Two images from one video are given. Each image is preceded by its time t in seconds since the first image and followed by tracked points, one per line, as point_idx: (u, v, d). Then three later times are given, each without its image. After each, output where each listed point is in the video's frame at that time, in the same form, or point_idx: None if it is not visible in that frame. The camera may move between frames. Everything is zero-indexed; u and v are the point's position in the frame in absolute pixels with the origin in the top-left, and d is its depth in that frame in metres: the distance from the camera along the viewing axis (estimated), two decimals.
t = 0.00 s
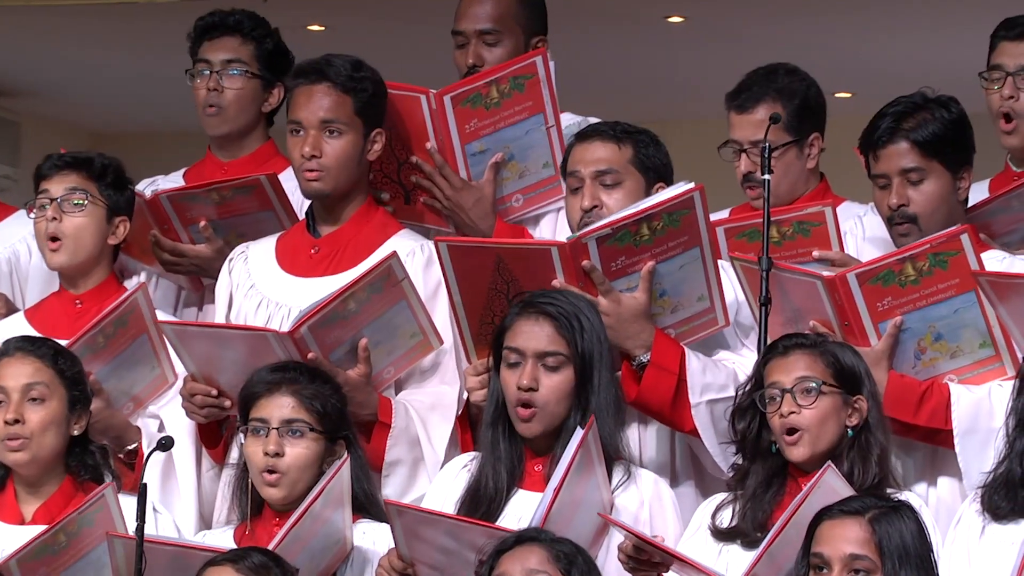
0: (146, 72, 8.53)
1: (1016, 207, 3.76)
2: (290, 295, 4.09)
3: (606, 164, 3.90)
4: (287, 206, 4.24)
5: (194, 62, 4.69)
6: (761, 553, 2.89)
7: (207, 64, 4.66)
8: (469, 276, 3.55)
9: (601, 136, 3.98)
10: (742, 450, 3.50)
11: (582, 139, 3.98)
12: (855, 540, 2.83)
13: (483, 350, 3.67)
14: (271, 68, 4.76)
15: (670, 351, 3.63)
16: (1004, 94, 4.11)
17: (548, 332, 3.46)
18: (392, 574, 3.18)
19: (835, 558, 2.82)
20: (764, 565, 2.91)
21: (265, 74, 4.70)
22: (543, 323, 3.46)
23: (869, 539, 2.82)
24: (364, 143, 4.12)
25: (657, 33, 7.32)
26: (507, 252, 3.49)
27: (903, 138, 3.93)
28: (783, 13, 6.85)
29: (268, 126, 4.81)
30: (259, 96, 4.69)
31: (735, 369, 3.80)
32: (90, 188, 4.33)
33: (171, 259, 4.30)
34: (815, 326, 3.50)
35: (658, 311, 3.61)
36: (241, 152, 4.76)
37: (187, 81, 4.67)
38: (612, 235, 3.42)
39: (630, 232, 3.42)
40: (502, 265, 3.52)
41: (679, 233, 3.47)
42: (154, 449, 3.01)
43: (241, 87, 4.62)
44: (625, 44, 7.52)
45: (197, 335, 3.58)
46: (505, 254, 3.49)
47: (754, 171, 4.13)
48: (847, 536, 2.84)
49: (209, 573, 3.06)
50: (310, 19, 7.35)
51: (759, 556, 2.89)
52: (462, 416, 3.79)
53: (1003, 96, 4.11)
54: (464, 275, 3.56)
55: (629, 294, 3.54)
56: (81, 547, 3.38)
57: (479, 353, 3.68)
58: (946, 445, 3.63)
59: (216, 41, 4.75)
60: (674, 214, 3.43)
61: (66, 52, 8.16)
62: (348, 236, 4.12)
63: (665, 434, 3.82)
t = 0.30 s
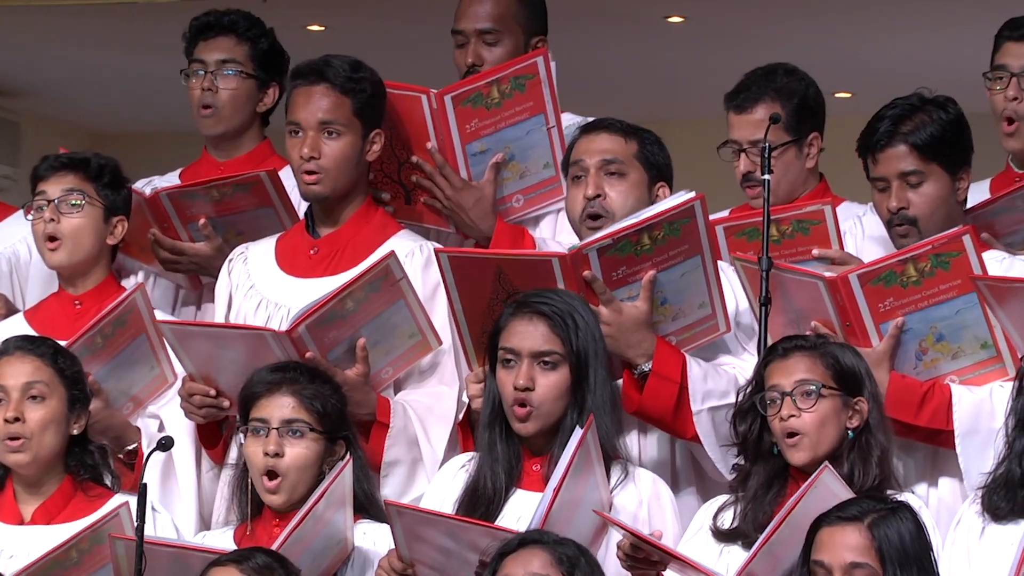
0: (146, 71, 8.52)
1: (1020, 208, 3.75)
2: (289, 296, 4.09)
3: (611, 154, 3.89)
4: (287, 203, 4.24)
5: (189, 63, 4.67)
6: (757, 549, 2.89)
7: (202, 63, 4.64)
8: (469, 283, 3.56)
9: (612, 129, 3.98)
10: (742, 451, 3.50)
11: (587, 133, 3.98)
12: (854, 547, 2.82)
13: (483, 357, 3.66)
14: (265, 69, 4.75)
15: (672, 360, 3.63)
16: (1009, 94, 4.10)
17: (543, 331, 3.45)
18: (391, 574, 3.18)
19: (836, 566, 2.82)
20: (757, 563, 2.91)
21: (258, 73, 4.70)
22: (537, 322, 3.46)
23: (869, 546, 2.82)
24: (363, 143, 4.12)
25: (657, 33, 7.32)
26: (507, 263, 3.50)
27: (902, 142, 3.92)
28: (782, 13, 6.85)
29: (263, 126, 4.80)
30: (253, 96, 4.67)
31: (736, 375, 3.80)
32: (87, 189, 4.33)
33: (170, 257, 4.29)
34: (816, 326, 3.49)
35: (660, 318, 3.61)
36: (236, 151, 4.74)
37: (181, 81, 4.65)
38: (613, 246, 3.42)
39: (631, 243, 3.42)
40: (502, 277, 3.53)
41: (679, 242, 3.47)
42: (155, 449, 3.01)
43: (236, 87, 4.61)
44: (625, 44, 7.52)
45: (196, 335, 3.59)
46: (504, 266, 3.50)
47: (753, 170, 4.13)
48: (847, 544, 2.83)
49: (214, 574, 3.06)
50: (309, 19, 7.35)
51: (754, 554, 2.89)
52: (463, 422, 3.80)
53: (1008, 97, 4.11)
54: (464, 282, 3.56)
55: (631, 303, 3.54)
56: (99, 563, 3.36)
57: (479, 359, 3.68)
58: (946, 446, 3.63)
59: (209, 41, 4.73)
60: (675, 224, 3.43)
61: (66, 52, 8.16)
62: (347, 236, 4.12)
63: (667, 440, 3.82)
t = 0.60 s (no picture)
0: (146, 71, 8.53)
1: None
2: (286, 295, 4.09)
3: (610, 151, 3.90)
4: (287, 203, 4.24)
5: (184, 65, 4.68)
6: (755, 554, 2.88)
7: (198, 65, 4.64)
8: (469, 286, 3.55)
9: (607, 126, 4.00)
10: (740, 450, 3.50)
11: (585, 130, 3.99)
12: (852, 556, 2.82)
13: (480, 357, 3.66)
14: (262, 69, 4.75)
15: (669, 366, 3.63)
16: (1010, 94, 4.11)
17: (539, 330, 3.44)
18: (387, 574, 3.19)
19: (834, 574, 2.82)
20: (757, 565, 2.90)
21: (254, 74, 4.70)
22: (533, 322, 3.45)
23: (867, 553, 2.82)
24: (360, 143, 4.12)
25: (656, 33, 7.32)
26: (505, 266, 3.48)
27: (904, 138, 3.92)
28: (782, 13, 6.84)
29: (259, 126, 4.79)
30: (250, 96, 4.67)
31: (732, 377, 3.80)
32: (89, 189, 4.32)
33: (170, 256, 4.29)
34: (815, 325, 3.50)
35: (657, 322, 3.62)
36: (233, 151, 4.73)
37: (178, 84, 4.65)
38: (610, 250, 3.42)
39: (629, 247, 3.42)
40: (500, 280, 3.52)
41: (678, 246, 3.47)
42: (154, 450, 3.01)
43: (233, 87, 4.62)
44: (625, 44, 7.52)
45: (197, 335, 3.60)
46: (503, 269, 3.49)
47: (752, 170, 4.13)
48: (845, 552, 2.83)
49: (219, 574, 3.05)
50: (309, 19, 7.35)
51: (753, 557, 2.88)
52: (459, 421, 3.78)
53: (1009, 96, 4.11)
54: (461, 285, 3.56)
55: (628, 307, 3.54)
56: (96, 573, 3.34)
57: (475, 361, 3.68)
58: (945, 445, 3.63)
59: (205, 42, 4.73)
60: (673, 229, 3.43)
61: (65, 53, 8.15)
62: (346, 236, 4.12)
63: (663, 442, 3.83)
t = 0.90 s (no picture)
0: (145, 71, 8.52)
1: (1020, 206, 3.77)
2: (282, 296, 4.09)
3: (599, 163, 3.86)
4: (284, 202, 4.25)
5: (176, 66, 4.66)
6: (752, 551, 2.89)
7: (189, 66, 4.62)
8: (463, 286, 3.54)
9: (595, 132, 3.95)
10: (734, 452, 3.51)
11: (574, 135, 3.95)
12: (852, 553, 2.82)
13: (474, 354, 3.65)
14: (253, 67, 4.74)
15: (662, 362, 3.63)
16: (1003, 96, 4.11)
17: (535, 330, 3.44)
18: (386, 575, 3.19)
19: (833, 571, 2.82)
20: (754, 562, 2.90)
21: (246, 72, 4.69)
22: (529, 322, 3.45)
23: (866, 551, 2.81)
24: (354, 143, 4.11)
25: (654, 33, 7.31)
26: (500, 262, 3.47)
27: (911, 126, 3.92)
28: (780, 13, 6.84)
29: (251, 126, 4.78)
30: (243, 94, 4.66)
31: (727, 376, 3.80)
32: (94, 189, 4.32)
33: (167, 256, 4.29)
34: (812, 329, 3.51)
35: (651, 321, 3.61)
36: (226, 152, 4.72)
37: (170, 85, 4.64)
38: (606, 248, 3.41)
39: (624, 245, 3.41)
40: (495, 277, 3.51)
41: (674, 245, 3.47)
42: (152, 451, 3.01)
43: (226, 87, 4.60)
44: (623, 44, 7.52)
45: (200, 341, 3.59)
46: (497, 265, 3.48)
47: (751, 163, 4.14)
48: (844, 550, 2.83)
49: (218, 574, 3.04)
50: (307, 19, 7.35)
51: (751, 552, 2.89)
52: (452, 419, 3.76)
53: (1002, 98, 4.12)
54: (456, 281, 3.54)
55: (623, 305, 3.53)
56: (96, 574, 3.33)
57: (468, 356, 3.67)
58: (942, 449, 3.63)
59: (196, 43, 4.72)
60: (669, 227, 3.43)
61: (63, 53, 8.15)
62: (343, 235, 4.12)
63: (657, 439, 3.81)
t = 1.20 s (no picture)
0: (135, 70, 8.51)
1: (1005, 207, 3.78)
2: (269, 295, 4.08)
3: (581, 165, 3.84)
4: (273, 201, 4.24)
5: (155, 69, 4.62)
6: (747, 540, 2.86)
7: (169, 67, 4.59)
8: (448, 287, 3.52)
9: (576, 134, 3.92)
10: (721, 453, 3.51)
11: (555, 137, 3.92)
12: (839, 547, 2.83)
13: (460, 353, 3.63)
14: (232, 64, 4.70)
15: (648, 365, 3.63)
16: (986, 96, 4.12)
17: (523, 331, 3.44)
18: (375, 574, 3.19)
19: (820, 564, 2.82)
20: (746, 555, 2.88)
21: (225, 69, 4.66)
22: (517, 323, 3.45)
23: (854, 545, 2.82)
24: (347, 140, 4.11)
25: (643, 33, 7.32)
26: (485, 261, 3.45)
27: (899, 125, 3.93)
28: (769, 13, 6.85)
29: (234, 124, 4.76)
30: (225, 92, 4.63)
31: (711, 376, 3.80)
32: (88, 189, 4.29)
33: (153, 256, 4.26)
34: (801, 330, 3.51)
35: (635, 321, 3.61)
36: (211, 151, 4.71)
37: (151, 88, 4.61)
38: (591, 247, 3.40)
39: (610, 244, 3.41)
40: (481, 276, 3.49)
41: (659, 244, 3.46)
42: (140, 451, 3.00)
43: (208, 84, 4.57)
44: (611, 44, 7.52)
45: (181, 344, 3.57)
46: (482, 265, 3.46)
47: (744, 145, 4.15)
48: (831, 543, 2.83)
49: None
50: (296, 19, 7.35)
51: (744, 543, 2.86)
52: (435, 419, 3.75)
53: (985, 99, 4.12)
54: (441, 280, 3.51)
55: (607, 305, 3.52)
56: None
57: (453, 355, 3.65)
58: (931, 450, 3.64)
59: (173, 44, 4.67)
60: (655, 226, 3.42)
61: (50, 52, 8.13)
62: (329, 236, 4.10)
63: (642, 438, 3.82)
